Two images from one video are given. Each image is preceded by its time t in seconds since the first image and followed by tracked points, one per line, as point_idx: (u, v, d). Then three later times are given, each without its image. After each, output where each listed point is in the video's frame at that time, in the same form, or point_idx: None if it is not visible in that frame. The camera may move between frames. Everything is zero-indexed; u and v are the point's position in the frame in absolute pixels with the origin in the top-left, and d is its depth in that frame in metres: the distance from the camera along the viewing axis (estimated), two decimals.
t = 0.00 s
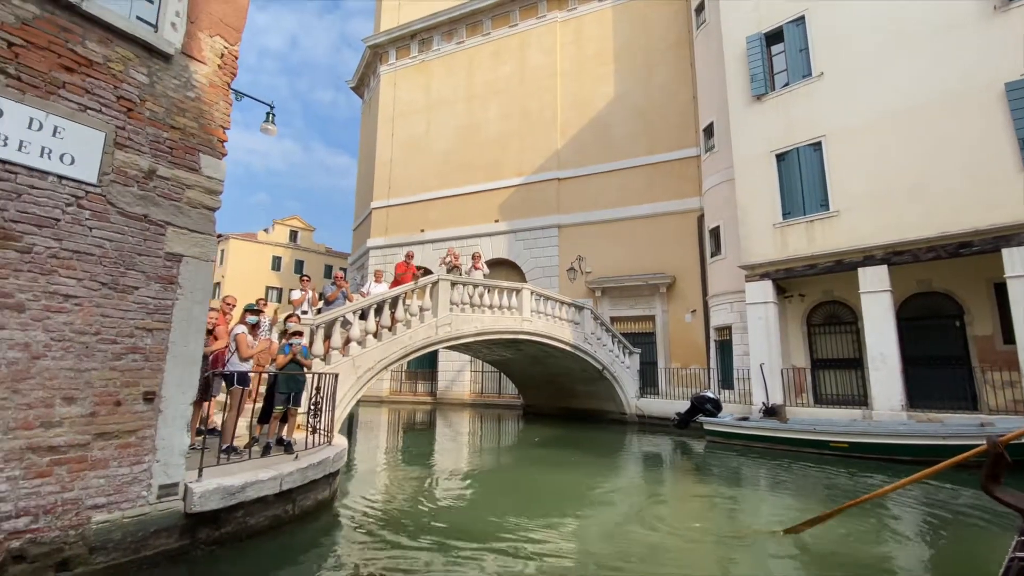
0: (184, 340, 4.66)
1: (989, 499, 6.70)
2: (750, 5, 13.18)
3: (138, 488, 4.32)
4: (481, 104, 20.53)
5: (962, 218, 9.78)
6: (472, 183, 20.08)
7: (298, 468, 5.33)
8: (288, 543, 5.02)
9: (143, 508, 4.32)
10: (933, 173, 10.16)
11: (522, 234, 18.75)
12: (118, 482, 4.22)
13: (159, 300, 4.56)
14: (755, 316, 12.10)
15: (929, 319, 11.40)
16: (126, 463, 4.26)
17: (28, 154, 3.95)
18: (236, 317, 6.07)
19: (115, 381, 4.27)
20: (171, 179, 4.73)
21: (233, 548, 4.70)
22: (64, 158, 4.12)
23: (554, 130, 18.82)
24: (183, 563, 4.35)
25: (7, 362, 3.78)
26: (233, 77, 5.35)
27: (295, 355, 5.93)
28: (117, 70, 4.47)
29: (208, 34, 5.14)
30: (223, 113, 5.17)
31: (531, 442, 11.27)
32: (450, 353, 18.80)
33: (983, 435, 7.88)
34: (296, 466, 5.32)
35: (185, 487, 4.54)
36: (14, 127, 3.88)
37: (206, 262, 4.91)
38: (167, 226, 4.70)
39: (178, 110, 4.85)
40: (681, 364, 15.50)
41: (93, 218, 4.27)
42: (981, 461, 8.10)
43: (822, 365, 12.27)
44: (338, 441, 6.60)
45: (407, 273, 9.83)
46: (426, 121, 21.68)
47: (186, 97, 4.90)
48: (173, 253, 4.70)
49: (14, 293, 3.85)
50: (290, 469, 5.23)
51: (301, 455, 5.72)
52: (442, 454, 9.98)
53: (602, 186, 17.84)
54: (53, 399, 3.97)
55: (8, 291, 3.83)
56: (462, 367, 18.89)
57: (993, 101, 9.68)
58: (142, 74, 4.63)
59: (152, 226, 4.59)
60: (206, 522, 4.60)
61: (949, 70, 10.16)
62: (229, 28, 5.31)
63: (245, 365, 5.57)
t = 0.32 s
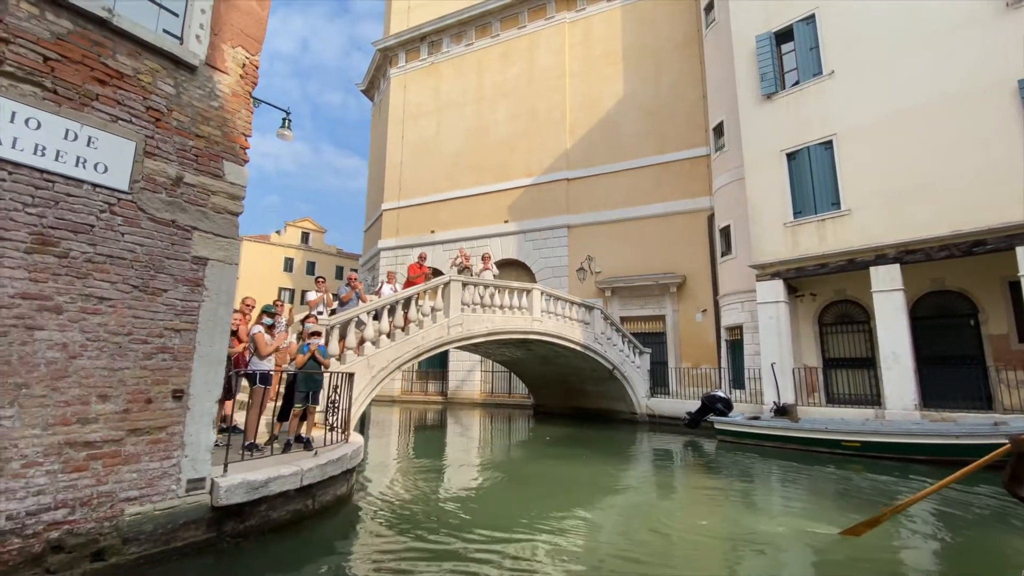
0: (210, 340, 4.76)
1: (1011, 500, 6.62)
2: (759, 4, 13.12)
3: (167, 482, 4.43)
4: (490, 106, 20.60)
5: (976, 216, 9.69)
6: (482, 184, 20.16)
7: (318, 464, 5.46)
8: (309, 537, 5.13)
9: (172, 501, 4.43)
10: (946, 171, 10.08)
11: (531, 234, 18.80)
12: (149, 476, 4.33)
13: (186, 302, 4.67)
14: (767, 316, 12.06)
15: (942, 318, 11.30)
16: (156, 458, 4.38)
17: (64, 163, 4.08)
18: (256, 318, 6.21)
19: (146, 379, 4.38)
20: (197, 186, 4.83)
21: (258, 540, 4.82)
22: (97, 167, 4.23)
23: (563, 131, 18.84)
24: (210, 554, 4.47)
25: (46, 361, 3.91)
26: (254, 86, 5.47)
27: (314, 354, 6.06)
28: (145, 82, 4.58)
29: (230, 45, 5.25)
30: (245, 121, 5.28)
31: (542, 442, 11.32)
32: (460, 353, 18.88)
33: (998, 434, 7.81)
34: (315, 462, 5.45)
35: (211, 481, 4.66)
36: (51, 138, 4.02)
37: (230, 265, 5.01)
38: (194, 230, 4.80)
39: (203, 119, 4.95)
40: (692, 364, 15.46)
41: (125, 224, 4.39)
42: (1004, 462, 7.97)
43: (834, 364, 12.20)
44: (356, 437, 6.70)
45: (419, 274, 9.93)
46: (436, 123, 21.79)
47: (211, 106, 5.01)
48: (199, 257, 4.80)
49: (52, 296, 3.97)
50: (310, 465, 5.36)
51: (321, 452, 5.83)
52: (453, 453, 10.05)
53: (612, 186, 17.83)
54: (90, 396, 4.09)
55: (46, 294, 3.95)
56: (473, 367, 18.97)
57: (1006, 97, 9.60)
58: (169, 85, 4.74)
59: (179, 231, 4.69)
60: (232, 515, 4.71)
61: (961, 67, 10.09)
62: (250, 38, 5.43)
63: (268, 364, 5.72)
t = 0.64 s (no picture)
0: (230, 340, 4.85)
1: None
2: (766, 3, 13.09)
3: (191, 477, 4.51)
4: (497, 107, 20.66)
5: (984, 215, 9.64)
6: (489, 185, 20.23)
7: (334, 460, 5.55)
8: (324, 533, 5.20)
9: (195, 496, 4.51)
10: (954, 170, 10.03)
11: (538, 235, 18.84)
12: (173, 471, 4.41)
13: (208, 303, 4.75)
14: (775, 315, 12.02)
15: (952, 318, 11.23)
16: (180, 454, 4.45)
17: (92, 170, 4.17)
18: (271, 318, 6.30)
19: (170, 378, 4.46)
20: (217, 191, 4.92)
21: (277, 535, 4.91)
22: (124, 173, 4.34)
23: (569, 131, 18.87)
24: (232, 548, 4.55)
25: (76, 361, 3.99)
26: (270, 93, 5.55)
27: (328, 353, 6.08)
28: (168, 91, 4.67)
29: (247, 53, 5.34)
30: (263, 128, 5.36)
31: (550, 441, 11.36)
32: (468, 352, 18.94)
33: (1007, 434, 7.77)
34: (331, 458, 5.54)
35: (232, 476, 4.74)
36: (80, 145, 4.12)
37: (250, 268, 5.09)
38: (214, 234, 4.88)
39: (222, 126, 5.04)
40: (700, 364, 15.44)
41: (149, 228, 4.47)
42: None
43: (844, 364, 12.14)
44: (369, 435, 6.78)
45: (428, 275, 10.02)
46: (443, 124, 21.89)
47: (230, 113, 5.10)
48: (219, 259, 4.87)
49: (82, 297, 4.07)
50: (326, 462, 5.45)
51: (336, 450, 5.91)
52: (461, 452, 10.11)
53: (618, 186, 17.83)
54: (117, 394, 4.17)
55: (77, 296, 4.04)
56: (480, 367, 19.03)
57: (1014, 95, 9.56)
58: (190, 93, 4.83)
59: (201, 235, 4.77)
60: (252, 510, 4.80)
61: (968, 66, 10.06)
62: (266, 46, 5.51)
63: (282, 363, 5.79)
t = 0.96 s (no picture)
0: (245, 341, 4.90)
1: None
2: (770, 4, 13.08)
3: (208, 474, 4.57)
4: (501, 108, 20.71)
5: (986, 216, 9.65)
6: (493, 186, 20.28)
7: (345, 459, 5.62)
8: (337, 528, 5.28)
9: (212, 492, 4.57)
10: (958, 170, 10.01)
11: (542, 235, 18.88)
12: (191, 468, 4.47)
13: (224, 305, 4.81)
14: (779, 316, 12.02)
15: (956, 317, 11.22)
16: (198, 452, 4.52)
17: (114, 177, 4.24)
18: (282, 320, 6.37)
19: (188, 378, 4.52)
20: (232, 196, 4.98)
21: (291, 531, 4.98)
22: (143, 180, 4.40)
23: (573, 132, 18.91)
24: (247, 543, 4.62)
25: (99, 361, 4.05)
26: (283, 100, 5.60)
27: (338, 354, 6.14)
28: (185, 99, 4.74)
29: (260, 61, 5.39)
30: (275, 134, 5.41)
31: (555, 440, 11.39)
32: (473, 352, 18.98)
33: (1011, 433, 7.77)
34: (342, 457, 5.60)
35: (247, 474, 4.81)
36: (102, 153, 4.19)
37: (263, 270, 5.15)
38: (229, 238, 4.93)
39: (236, 132, 5.09)
40: (704, 364, 15.43)
41: (168, 232, 4.54)
42: None
43: (848, 364, 12.14)
44: (379, 434, 6.85)
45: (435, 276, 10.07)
46: (448, 125, 21.95)
47: (244, 120, 5.15)
48: (234, 262, 4.93)
49: (105, 300, 4.13)
50: (338, 460, 5.52)
51: (346, 449, 5.97)
52: (466, 452, 10.16)
53: (622, 186, 17.85)
54: (137, 393, 4.23)
55: (99, 299, 4.11)
56: (485, 367, 19.07)
57: (1016, 96, 9.56)
58: (206, 101, 4.90)
59: (216, 238, 4.82)
60: (266, 507, 4.87)
61: (970, 67, 10.06)
62: (279, 54, 5.57)
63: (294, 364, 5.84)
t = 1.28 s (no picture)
0: (254, 342, 4.94)
1: None
2: (770, 6, 13.12)
3: (219, 473, 4.61)
4: (501, 109, 20.76)
5: (984, 217, 9.69)
6: (493, 186, 20.32)
7: (351, 458, 5.67)
8: (342, 525, 5.33)
9: (223, 490, 4.61)
10: (957, 171, 10.05)
11: (543, 236, 18.93)
12: (202, 467, 4.51)
13: (233, 308, 4.84)
14: (778, 316, 12.07)
15: (954, 317, 11.26)
16: (208, 451, 4.55)
17: (127, 182, 4.28)
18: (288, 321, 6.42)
19: (199, 378, 4.55)
20: (241, 200, 5.02)
21: (299, 529, 5.02)
22: (156, 185, 4.45)
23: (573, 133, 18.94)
24: (256, 541, 4.66)
25: (113, 362, 4.09)
26: (290, 105, 5.63)
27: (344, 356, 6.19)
28: (195, 105, 4.78)
29: (268, 67, 5.42)
30: (283, 139, 5.44)
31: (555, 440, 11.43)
32: (473, 353, 19.01)
33: (1007, 432, 7.82)
34: (348, 456, 5.65)
35: (256, 473, 4.85)
36: (115, 159, 4.23)
37: (272, 273, 5.18)
38: (239, 241, 4.97)
39: (245, 137, 5.13)
40: (704, 364, 15.48)
41: (179, 236, 4.57)
42: None
43: (847, 364, 12.18)
44: (383, 433, 6.88)
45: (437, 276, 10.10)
46: (448, 126, 21.99)
47: (252, 125, 5.19)
48: (244, 265, 4.97)
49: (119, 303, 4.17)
50: (344, 459, 5.56)
51: (351, 448, 6.02)
52: (467, 451, 10.22)
53: (622, 187, 17.89)
54: (150, 393, 4.27)
55: (114, 301, 4.14)
56: (486, 367, 19.10)
57: (1014, 97, 9.60)
58: (216, 107, 4.93)
59: (226, 242, 4.86)
60: (274, 505, 4.92)
61: (969, 68, 10.09)
62: (286, 60, 5.60)
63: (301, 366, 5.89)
